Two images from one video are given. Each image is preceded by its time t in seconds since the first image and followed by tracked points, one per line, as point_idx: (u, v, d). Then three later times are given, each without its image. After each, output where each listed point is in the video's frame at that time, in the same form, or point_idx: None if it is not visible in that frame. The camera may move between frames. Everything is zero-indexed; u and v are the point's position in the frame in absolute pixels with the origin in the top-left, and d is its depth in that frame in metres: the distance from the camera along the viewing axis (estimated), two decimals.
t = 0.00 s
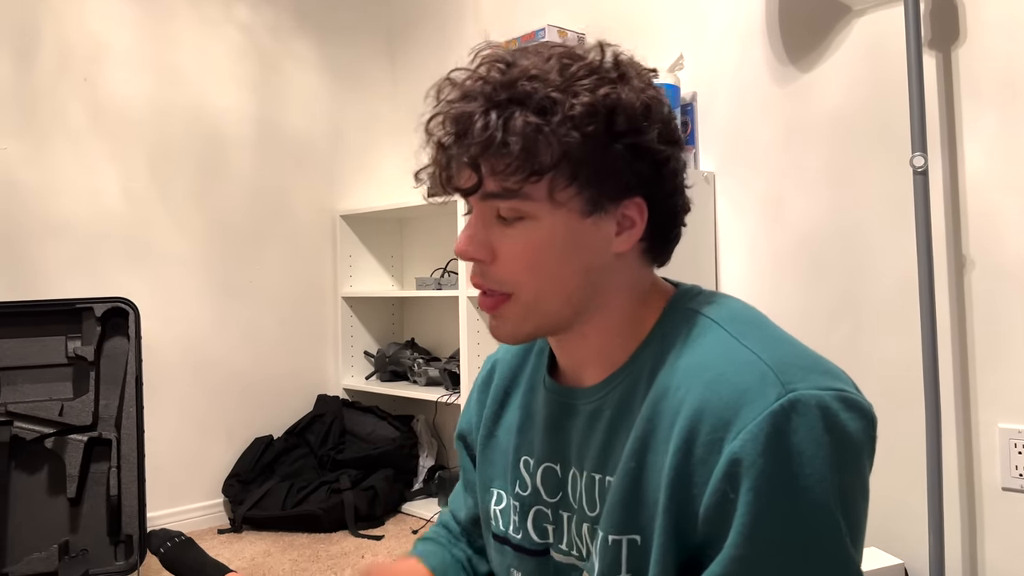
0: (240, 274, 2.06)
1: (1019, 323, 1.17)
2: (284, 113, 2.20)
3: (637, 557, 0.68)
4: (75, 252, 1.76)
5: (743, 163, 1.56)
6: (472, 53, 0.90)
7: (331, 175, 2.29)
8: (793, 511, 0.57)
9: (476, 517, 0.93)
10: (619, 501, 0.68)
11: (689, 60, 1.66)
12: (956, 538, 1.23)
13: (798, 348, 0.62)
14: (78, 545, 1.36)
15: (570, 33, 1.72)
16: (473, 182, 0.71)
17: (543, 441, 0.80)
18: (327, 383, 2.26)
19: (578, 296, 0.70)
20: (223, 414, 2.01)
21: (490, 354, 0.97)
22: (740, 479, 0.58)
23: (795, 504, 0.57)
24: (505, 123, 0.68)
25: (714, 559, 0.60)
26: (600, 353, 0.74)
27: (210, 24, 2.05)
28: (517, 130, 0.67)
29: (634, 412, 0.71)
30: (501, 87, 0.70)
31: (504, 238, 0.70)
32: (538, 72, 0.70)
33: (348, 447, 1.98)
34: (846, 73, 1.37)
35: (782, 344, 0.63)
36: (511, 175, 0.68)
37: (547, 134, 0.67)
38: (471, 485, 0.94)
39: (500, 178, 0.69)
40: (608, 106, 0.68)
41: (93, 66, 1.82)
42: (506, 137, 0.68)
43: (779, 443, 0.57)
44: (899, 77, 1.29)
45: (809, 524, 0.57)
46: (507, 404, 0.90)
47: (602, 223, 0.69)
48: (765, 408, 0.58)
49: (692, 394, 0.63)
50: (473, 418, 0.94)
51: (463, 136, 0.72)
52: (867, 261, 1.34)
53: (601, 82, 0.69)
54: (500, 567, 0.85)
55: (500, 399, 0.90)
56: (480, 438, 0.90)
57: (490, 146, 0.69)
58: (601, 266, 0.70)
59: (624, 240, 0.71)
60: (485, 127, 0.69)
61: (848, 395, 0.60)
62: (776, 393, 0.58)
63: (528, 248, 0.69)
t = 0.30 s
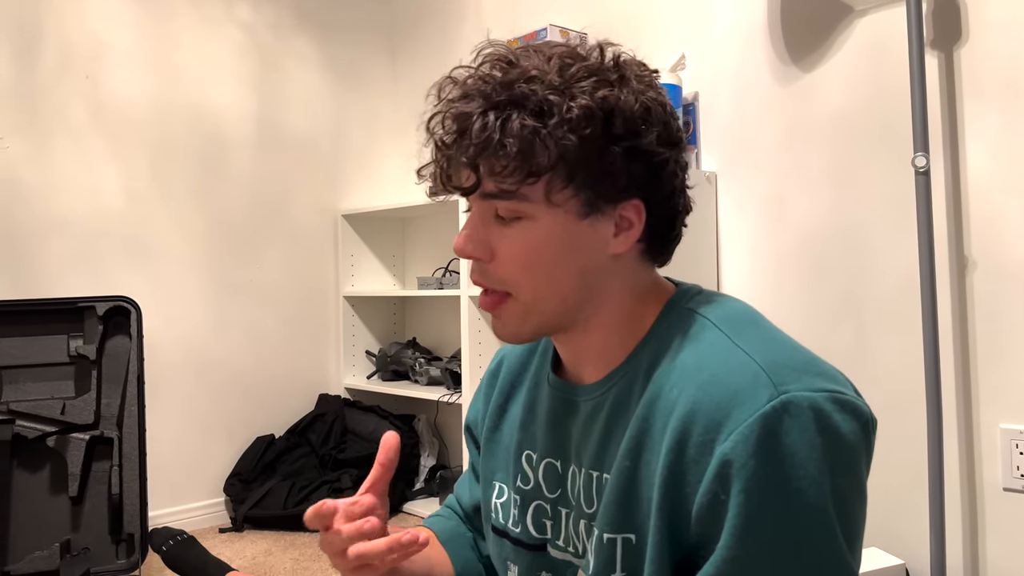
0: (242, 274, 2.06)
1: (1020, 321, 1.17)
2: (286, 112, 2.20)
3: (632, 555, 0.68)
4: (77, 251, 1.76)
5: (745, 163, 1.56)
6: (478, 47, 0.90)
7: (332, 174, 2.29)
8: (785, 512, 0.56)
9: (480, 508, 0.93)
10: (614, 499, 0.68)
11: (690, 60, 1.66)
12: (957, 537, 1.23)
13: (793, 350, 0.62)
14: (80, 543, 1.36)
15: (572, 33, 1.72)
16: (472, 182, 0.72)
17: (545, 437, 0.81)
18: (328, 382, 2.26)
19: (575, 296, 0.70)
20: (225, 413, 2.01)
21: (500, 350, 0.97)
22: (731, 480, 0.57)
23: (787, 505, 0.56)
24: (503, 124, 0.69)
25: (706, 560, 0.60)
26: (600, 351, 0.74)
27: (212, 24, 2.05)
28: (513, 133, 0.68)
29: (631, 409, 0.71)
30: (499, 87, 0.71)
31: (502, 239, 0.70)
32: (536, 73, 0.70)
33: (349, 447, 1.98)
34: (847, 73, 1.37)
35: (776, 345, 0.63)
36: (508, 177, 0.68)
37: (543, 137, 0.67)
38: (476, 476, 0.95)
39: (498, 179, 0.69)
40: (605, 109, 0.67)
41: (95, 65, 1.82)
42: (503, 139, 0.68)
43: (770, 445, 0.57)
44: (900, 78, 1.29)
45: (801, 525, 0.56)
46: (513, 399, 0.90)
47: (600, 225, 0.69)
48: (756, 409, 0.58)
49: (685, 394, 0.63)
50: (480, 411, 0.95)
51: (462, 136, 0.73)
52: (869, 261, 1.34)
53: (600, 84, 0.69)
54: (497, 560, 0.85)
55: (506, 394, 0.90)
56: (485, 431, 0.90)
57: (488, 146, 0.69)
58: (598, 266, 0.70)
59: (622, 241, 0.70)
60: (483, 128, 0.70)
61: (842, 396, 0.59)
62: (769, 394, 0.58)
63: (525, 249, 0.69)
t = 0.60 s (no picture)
0: (243, 273, 2.06)
1: (1022, 321, 1.17)
2: (287, 112, 2.20)
3: (635, 555, 0.68)
4: (78, 250, 1.77)
5: (746, 164, 1.56)
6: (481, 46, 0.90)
7: (333, 174, 2.29)
8: (790, 511, 0.57)
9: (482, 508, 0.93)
10: (617, 498, 0.68)
11: (691, 61, 1.66)
12: (958, 538, 1.23)
13: (796, 349, 0.62)
14: (81, 542, 1.36)
15: (573, 33, 1.72)
16: (472, 179, 0.72)
17: (546, 438, 0.81)
18: (329, 382, 2.26)
19: (575, 296, 0.70)
20: (226, 412, 2.01)
21: (501, 350, 0.98)
22: (736, 479, 0.57)
23: (792, 504, 0.57)
24: (503, 121, 0.69)
25: (710, 560, 0.60)
26: (601, 350, 0.74)
27: (214, 23, 2.05)
28: (513, 130, 0.68)
29: (633, 410, 0.71)
30: (501, 84, 0.71)
31: (501, 236, 0.70)
32: (537, 72, 0.70)
33: (350, 446, 1.98)
34: (848, 73, 1.37)
35: (781, 345, 0.62)
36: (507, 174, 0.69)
37: (543, 135, 0.67)
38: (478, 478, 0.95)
39: (497, 177, 0.69)
40: (605, 109, 0.67)
41: (96, 64, 1.82)
42: (502, 137, 0.68)
43: (774, 444, 0.57)
44: (901, 78, 1.29)
45: (805, 524, 0.56)
46: (514, 400, 0.90)
47: (598, 225, 0.69)
48: (761, 409, 0.58)
49: (689, 394, 0.63)
50: (481, 412, 0.95)
51: (462, 133, 0.73)
52: (869, 261, 1.34)
53: (601, 83, 0.69)
54: (502, 561, 0.85)
55: (507, 395, 0.91)
56: (487, 434, 0.90)
57: (488, 143, 0.69)
58: (598, 267, 0.70)
59: (621, 241, 0.70)
60: (484, 126, 0.70)
61: (846, 396, 0.59)
62: (773, 394, 0.58)
63: (524, 247, 0.69)
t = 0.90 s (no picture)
0: (243, 273, 2.06)
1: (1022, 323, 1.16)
2: (287, 112, 2.20)
3: (638, 556, 0.68)
4: (78, 250, 1.77)
5: (747, 164, 1.56)
6: (483, 48, 0.89)
7: (334, 174, 2.30)
8: (793, 512, 0.57)
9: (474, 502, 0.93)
10: (619, 499, 0.68)
11: (692, 61, 1.67)
12: (958, 539, 1.23)
13: (799, 350, 0.62)
14: (81, 542, 1.36)
15: (574, 33, 1.73)
16: (474, 185, 0.71)
17: (549, 437, 0.80)
18: (329, 382, 2.27)
19: (580, 298, 0.70)
20: (226, 413, 2.01)
21: (502, 348, 0.97)
22: (739, 480, 0.57)
23: (795, 505, 0.56)
24: (504, 129, 0.68)
25: (713, 561, 0.60)
26: (604, 351, 0.74)
27: (214, 23, 2.05)
28: (514, 138, 0.67)
29: (635, 411, 0.71)
30: (500, 91, 0.70)
31: (505, 241, 0.71)
32: (538, 77, 0.69)
33: (350, 446, 1.98)
34: (849, 73, 1.37)
35: (784, 346, 0.62)
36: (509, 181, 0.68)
37: (545, 142, 0.66)
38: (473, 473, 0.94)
39: (500, 184, 0.69)
40: (606, 113, 0.67)
41: (97, 64, 1.82)
42: (504, 144, 0.68)
43: (777, 445, 0.57)
44: (901, 78, 1.29)
45: (808, 525, 0.56)
46: (517, 400, 0.90)
47: (602, 228, 0.69)
48: (764, 410, 0.58)
49: (692, 395, 0.63)
50: (482, 410, 0.95)
51: (464, 140, 0.72)
52: (870, 262, 1.34)
53: (602, 87, 0.68)
54: (501, 559, 0.85)
55: (510, 395, 0.90)
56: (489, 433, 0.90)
57: (489, 151, 0.69)
58: (602, 269, 0.70)
59: (627, 242, 0.71)
60: (484, 133, 0.69)
61: (849, 397, 0.59)
62: (776, 395, 0.58)
63: (529, 252, 0.69)
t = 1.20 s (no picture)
0: (242, 273, 2.06)
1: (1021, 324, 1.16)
2: (287, 112, 2.20)
3: (636, 557, 0.68)
4: (77, 250, 1.76)
5: (747, 165, 1.56)
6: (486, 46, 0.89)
7: (333, 174, 2.30)
8: (794, 513, 0.56)
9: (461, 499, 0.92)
10: (618, 500, 0.68)
11: (691, 62, 1.67)
12: (957, 540, 1.23)
13: (800, 351, 0.62)
14: (79, 543, 1.36)
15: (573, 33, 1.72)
16: (487, 186, 0.69)
17: (546, 439, 0.80)
18: (328, 382, 2.26)
19: (587, 302, 0.69)
20: (225, 413, 2.01)
21: (494, 351, 0.97)
22: (740, 481, 0.57)
23: (797, 506, 0.56)
24: (525, 131, 0.67)
25: (714, 562, 0.59)
26: (608, 355, 0.73)
27: (213, 23, 2.05)
28: (537, 140, 0.66)
29: (635, 413, 0.70)
30: (519, 91, 0.69)
31: (514, 243, 0.68)
32: (558, 79, 0.69)
33: (349, 447, 1.98)
34: (848, 74, 1.37)
35: (786, 348, 0.62)
36: (529, 184, 0.67)
37: (568, 145, 0.65)
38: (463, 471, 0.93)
39: (517, 187, 0.68)
40: (629, 118, 0.67)
41: (96, 64, 1.82)
42: (524, 146, 0.67)
43: (779, 445, 0.57)
44: (900, 78, 1.29)
45: (809, 525, 0.56)
46: (512, 400, 0.90)
47: (615, 232, 0.69)
48: (766, 411, 0.57)
49: (693, 396, 0.63)
50: (474, 410, 0.94)
51: (478, 139, 0.71)
52: (869, 263, 1.34)
53: (622, 92, 0.68)
54: (494, 561, 0.84)
55: (505, 394, 0.90)
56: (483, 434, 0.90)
57: (509, 153, 0.67)
58: (610, 273, 0.70)
59: (636, 247, 0.70)
60: (504, 135, 0.68)
61: (850, 398, 0.60)
62: (778, 396, 0.58)
63: (540, 256, 0.67)
